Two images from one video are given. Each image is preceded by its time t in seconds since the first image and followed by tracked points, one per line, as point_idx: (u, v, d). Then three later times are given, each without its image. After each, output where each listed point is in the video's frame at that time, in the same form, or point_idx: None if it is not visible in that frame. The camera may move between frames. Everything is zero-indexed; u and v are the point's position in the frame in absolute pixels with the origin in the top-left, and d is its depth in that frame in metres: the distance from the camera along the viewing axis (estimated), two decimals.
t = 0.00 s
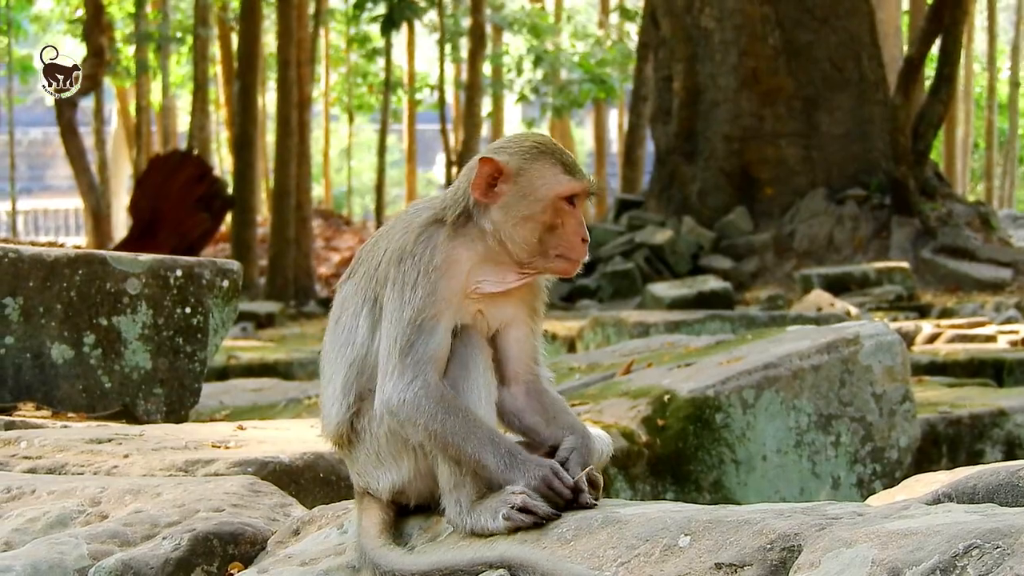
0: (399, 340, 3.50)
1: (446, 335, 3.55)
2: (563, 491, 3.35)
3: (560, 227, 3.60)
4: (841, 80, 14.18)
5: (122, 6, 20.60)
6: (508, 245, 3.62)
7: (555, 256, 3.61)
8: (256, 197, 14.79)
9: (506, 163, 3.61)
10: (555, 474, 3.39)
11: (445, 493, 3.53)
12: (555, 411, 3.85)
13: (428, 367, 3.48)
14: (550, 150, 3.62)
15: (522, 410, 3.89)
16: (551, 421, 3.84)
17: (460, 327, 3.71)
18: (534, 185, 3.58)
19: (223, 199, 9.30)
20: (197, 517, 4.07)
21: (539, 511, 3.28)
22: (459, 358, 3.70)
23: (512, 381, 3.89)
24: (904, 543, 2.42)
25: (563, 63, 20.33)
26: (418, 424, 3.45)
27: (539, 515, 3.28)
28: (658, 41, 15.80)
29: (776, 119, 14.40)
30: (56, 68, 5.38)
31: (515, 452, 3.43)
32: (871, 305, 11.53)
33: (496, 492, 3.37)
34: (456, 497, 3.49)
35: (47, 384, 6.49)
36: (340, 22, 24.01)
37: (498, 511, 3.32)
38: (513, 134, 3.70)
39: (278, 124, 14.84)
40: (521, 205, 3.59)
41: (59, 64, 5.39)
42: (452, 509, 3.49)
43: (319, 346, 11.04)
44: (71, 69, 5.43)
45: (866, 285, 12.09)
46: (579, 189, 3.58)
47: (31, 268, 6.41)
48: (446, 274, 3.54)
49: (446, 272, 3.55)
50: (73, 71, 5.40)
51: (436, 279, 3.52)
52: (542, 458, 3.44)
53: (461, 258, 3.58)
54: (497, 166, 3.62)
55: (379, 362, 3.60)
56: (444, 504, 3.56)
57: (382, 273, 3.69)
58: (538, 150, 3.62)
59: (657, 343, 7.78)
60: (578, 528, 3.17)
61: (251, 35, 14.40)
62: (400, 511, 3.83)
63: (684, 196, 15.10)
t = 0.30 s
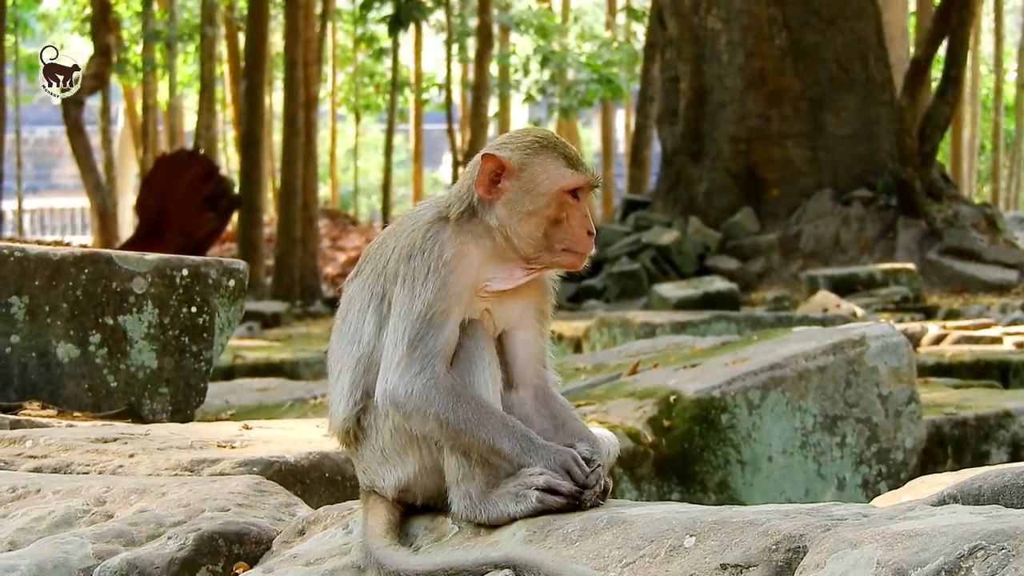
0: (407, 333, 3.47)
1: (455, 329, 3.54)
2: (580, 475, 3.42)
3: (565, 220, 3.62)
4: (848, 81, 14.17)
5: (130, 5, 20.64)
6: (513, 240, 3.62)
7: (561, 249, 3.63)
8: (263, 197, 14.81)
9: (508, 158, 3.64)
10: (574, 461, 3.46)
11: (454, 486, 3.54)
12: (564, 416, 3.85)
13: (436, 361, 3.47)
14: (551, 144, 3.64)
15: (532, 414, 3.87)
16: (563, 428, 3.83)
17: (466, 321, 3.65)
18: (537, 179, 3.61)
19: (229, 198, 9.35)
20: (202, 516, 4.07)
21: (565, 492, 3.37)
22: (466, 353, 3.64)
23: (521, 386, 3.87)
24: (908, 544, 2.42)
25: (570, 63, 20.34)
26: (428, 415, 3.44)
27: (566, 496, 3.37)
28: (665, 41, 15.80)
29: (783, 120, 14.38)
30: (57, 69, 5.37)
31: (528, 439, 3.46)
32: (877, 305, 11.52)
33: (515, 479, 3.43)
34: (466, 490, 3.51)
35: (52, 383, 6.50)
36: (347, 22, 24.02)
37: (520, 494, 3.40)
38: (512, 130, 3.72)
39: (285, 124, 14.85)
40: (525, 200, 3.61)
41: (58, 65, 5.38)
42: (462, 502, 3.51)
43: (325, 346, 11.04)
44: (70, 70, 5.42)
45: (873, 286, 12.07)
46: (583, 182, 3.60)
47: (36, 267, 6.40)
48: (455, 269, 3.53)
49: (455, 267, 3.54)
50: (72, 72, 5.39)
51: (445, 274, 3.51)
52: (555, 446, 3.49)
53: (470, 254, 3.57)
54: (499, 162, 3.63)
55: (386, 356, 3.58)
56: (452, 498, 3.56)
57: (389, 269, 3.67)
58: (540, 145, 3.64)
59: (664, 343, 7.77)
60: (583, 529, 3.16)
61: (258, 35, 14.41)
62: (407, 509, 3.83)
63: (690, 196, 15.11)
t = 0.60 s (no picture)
0: (406, 344, 3.49)
1: (455, 338, 3.55)
2: (577, 484, 3.41)
3: (563, 222, 3.61)
4: (851, 83, 14.18)
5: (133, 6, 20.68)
6: (510, 244, 3.60)
7: (560, 252, 3.60)
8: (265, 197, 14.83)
9: (502, 162, 3.63)
10: (572, 471, 3.44)
11: (453, 494, 3.54)
12: (571, 421, 3.82)
13: (434, 371, 3.48)
14: (546, 147, 3.64)
15: (538, 419, 3.85)
16: (570, 433, 3.80)
17: (466, 328, 3.68)
18: (532, 181, 3.60)
19: (233, 198, 9.24)
20: (204, 517, 4.07)
21: (562, 502, 3.35)
22: (465, 360, 3.66)
23: (527, 389, 3.86)
24: (909, 546, 2.42)
25: (572, 65, 20.29)
26: (426, 426, 3.45)
27: (563, 506, 3.35)
28: (668, 43, 15.80)
29: (785, 121, 14.37)
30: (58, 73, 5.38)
31: (527, 449, 3.45)
32: (879, 306, 11.50)
33: (511, 489, 3.41)
34: (464, 499, 3.50)
35: (54, 383, 6.51)
36: (350, 23, 24.04)
37: (516, 504, 3.37)
38: (508, 135, 3.73)
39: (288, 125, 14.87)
40: (522, 203, 3.60)
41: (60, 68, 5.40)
42: (460, 510, 3.51)
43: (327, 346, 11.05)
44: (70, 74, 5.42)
45: (875, 287, 12.07)
46: (578, 183, 3.59)
47: (38, 267, 6.41)
48: (454, 278, 3.54)
49: (453, 277, 3.54)
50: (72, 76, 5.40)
51: (443, 284, 3.52)
52: (555, 457, 3.47)
53: (469, 261, 3.57)
54: (495, 166, 3.62)
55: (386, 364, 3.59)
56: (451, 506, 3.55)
57: (391, 274, 3.68)
58: (536, 148, 3.65)
59: (666, 345, 7.76)
60: (585, 530, 3.16)
61: (261, 35, 14.44)
62: (407, 511, 3.83)
63: (693, 197, 15.10)
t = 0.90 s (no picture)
0: (402, 350, 3.50)
1: (449, 342, 3.55)
2: (578, 488, 3.39)
3: (520, 198, 3.66)
4: (853, 86, 14.21)
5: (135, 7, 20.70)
6: (476, 228, 3.67)
7: (524, 227, 3.64)
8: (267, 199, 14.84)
9: (454, 152, 3.74)
10: (572, 475, 3.42)
11: (454, 498, 3.52)
12: (573, 420, 3.80)
13: (431, 376, 3.48)
14: (494, 129, 3.75)
15: (538, 418, 3.83)
16: (572, 433, 3.77)
17: (460, 329, 3.69)
18: (482, 163, 3.70)
19: (235, 199, 9.21)
20: (205, 518, 4.07)
21: (563, 506, 3.33)
22: (462, 363, 3.68)
23: (527, 390, 3.86)
24: (911, 549, 2.42)
25: (573, 66, 20.18)
26: (425, 432, 3.44)
27: (564, 509, 3.33)
28: (670, 44, 15.79)
29: (787, 123, 14.36)
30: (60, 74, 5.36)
31: (527, 453, 3.43)
32: (880, 309, 11.50)
33: (511, 493, 3.39)
34: (464, 502, 3.47)
35: (56, 384, 6.52)
36: (352, 23, 24.06)
37: (516, 508, 3.35)
38: (462, 131, 3.86)
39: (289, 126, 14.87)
40: (476, 184, 3.67)
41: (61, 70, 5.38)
42: (461, 514, 3.48)
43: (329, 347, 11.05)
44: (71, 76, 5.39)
45: (876, 289, 12.07)
46: (526, 156, 3.66)
47: (40, 268, 6.41)
48: (446, 280, 3.55)
49: (444, 280, 3.55)
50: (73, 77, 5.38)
51: (434, 287, 3.52)
52: (555, 459, 3.45)
53: (454, 259, 3.59)
54: (447, 157, 3.74)
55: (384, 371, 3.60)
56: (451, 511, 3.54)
57: (386, 280, 3.68)
58: (482, 133, 3.77)
59: (667, 347, 7.75)
60: (587, 532, 3.15)
61: (262, 36, 14.43)
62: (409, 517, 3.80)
63: (694, 199, 15.11)
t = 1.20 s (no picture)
0: (402, 356, 3.51)
1: (448, 346, 3.56)
2: (581, 492, 3.37)
3: (507, 194, 3.68)
4: (855, 91, 14.25)
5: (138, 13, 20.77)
6: (467, 227, 3.69)
7: (514, 222, 3.67)
8: (270, 204, 14.84)
9: (439, 153, 3.78)
10: (574, 480, 3.39)
11: (456, 504, 3.51)
12: (573, 424, 3.79)
13: (431, 380, 3.49)
14: (478, 127, 3.79)
15: (538, 421, 3.83)
16: (572, 438, 3.76)
17: (459, 333, 3.70)
18: (467, 160, 3.73)
19: (237, 204, 9.19)
20: (208, 523, 4.07)
21: (565, 510, 3.32)
22: (461, 367, 3.68)
23: (526, 392, 3.86)
24: (913, 553, 2.42)
25: (576, 73, 20.18)
26: (427, 436, 3.44)
27: (567, 514, 3.31)
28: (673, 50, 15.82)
29: (790, 129, 14.37)
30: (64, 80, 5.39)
31: (528, 456, 3.42)
32: (883, 314, 11.48)
33: (513, 498, 3.38)
34: (467, 507, 3.46)
35: (58, 389, 6.53)
36: (353, 29, 24.11)
37: (519, 513, 3.33)
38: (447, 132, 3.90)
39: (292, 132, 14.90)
40: (463, 182, 3.70)
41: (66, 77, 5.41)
42: (464, 518, 3.47)
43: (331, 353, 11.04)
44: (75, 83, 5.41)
45: (878, 295, 12.07)
46: (510, 150, 3.69)
47: (43, 274, 6.42)
48: (444, 283, 3.57)
49: (441, 284, 3.56)
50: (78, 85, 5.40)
51: (432, 291, 3.54)
52: (556, 463, 3.44)
53: (451, 261, 3.61)
54: (433, 158, 3.78)
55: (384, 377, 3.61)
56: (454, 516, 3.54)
57: (383, 287, 3.69)
58: (467, 132, 3.81)
59: (670, 352, 7.74)
60: (589, 537, 3.15)
61: (265, 42, 14.46)
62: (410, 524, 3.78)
63: (697, 205, 15.12)
